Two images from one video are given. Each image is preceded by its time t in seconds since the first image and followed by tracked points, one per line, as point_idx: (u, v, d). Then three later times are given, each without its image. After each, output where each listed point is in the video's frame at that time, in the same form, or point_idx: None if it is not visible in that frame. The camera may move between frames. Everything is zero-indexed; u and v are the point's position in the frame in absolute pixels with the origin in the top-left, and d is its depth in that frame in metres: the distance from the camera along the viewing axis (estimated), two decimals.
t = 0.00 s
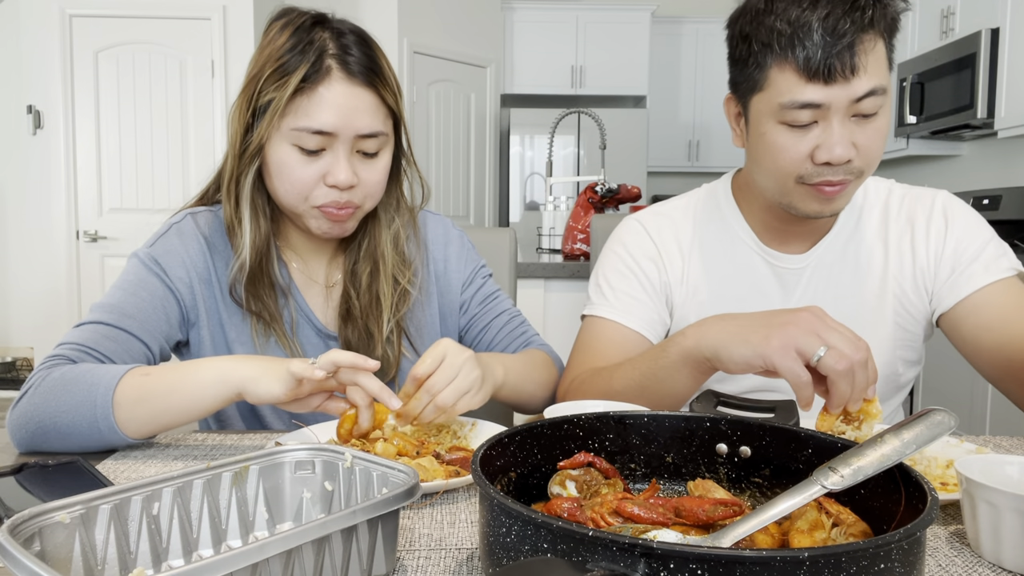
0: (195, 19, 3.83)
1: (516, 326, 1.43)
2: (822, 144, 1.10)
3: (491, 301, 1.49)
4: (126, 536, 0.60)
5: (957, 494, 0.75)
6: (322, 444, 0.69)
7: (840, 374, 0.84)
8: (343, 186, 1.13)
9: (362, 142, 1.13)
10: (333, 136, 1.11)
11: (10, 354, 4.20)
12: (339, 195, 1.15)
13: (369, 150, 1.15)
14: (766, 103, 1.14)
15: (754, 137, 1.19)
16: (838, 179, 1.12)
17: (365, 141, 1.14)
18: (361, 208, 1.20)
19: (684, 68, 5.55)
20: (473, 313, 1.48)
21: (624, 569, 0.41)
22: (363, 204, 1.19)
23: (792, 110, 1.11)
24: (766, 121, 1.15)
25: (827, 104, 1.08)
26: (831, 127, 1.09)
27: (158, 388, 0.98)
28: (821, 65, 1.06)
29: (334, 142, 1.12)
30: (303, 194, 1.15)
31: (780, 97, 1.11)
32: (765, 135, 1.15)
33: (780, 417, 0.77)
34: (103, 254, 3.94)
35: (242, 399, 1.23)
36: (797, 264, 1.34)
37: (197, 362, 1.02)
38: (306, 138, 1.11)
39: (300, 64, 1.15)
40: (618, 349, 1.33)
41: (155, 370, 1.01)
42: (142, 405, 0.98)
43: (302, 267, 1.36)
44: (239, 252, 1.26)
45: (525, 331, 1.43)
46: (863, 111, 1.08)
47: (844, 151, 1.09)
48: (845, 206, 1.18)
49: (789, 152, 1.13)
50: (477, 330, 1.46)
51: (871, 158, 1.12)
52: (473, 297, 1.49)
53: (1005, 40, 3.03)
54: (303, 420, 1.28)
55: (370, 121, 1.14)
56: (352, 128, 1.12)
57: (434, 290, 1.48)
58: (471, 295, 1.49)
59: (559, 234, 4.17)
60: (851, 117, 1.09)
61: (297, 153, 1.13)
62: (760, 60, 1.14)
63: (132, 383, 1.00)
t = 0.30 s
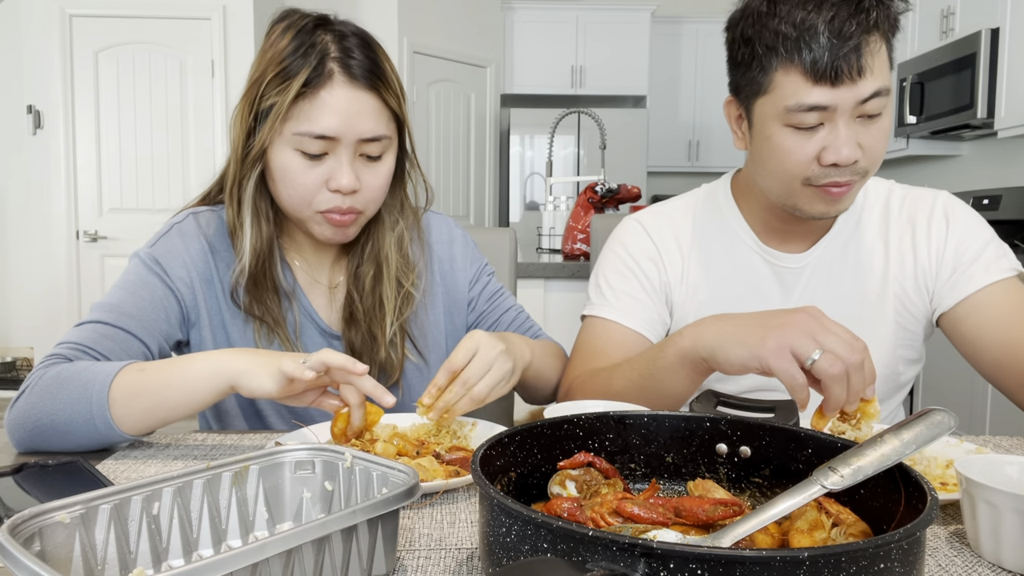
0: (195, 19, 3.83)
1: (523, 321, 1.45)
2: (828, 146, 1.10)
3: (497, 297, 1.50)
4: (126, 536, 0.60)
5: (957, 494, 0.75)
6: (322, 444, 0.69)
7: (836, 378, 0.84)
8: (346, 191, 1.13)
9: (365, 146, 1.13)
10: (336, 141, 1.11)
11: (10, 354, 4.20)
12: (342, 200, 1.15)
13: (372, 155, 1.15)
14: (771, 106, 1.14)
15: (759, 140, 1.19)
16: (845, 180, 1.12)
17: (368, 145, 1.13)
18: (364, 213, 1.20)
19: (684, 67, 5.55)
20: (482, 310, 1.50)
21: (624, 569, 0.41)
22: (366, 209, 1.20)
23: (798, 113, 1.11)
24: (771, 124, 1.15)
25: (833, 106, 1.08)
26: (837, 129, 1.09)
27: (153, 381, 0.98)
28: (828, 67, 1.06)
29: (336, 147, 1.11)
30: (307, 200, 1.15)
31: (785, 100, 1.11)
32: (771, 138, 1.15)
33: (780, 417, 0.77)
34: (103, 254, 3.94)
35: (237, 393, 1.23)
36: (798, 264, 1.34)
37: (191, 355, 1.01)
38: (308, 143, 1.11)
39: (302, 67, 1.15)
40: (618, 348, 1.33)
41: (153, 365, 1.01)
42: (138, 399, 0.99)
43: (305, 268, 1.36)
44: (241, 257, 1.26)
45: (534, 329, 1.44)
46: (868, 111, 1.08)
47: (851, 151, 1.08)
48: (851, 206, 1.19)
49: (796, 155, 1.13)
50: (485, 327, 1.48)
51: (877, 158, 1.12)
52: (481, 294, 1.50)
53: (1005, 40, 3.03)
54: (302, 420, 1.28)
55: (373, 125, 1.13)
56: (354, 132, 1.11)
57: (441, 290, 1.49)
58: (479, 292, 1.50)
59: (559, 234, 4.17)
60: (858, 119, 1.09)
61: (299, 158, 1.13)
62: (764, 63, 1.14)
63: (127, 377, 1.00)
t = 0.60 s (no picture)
0: (195, 19, 3.83)
1: (523, 333, 1.44)
2: (821, 144, 1.10)
3: (498, 305, 1.49)
4: (126, 536, 0.60)
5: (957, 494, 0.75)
6: (322, 444, 0.69)
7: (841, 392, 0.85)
8: (354, 190, 1.13)
9: (373, 144, 1.13)
10: (344, 138, 1.11)
11: (10, 354, 4.19)
12: (350, 199, 1.14)
13: (380, 153, 1.15)
14: (766, 103, 1.14)
15: (755, 138, 1.19)
16: (838, 179, 1.13)
17: (376, 143, 1.13)
18: (371, 213, 1.20)
19: (684, 67, 5.55)
20: (482, 316, 1.49)
21: (624, 569, 0.41)
22: (373, 208, 1.19)
23: (791, 111, 1.11)
24: (766, 121, 1.15)
25: (827, 105, 1.09)
26: (831, 127, 1.09)
27: (154, 385, 0.98)
28: (820, 66, 1.06)
29: (344, 145, 1.11)
30: (315, 200, 1.15)
31: (779, 98, 1.12)
32: (765, 136, 1.16)
33: (780, 417, 0.77)
34: (103, 254, 3.94)
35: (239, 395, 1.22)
36: (801, 261, 1.34)
37: (193, 357, 1.01)
38: (317, 141, 1.11)
39: (310, 65, 1.15)
40: (619, 344, 1.33)
41: (152, 367, 1.01)
42: (139, 402, 0.98)
43: (309, 270, 1.36)
44: (250, 257, 1.27)
45: (533, 340, 1.43)
46: (863, 112, 1.08)
47: (843, 150, 1.09)
48: (845, 207, 1.18)
49: (789, 153, 1.13)
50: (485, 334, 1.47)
51: (872, 158, 1.12)
52: (482, 300, 1.49)
53: (1005, 40, 3.03)
54: (302, 420, 1.28)
55: (382, 122, 1.13)
56: (363, 130, 1.11)
57: (443, 294, 1.48)
58: (480, 298, 1.49)
59: (559, 235, 4.17)
60: (852, 118, 1.09)
61: (308, 156, 1.13)
62: (761, 60, 1.14)
63: (126, 380, 1.00)
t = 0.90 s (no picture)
0: (195, 19, 3.83)
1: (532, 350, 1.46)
2: (803, 146, 1.10)
3: (508, 323, 1.49)
4: (126, 536, 0.60)
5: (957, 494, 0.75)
6: (322, 444, 0.69)
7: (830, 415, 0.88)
8: (380, 162, 1.14)
9: (396, 117, 1.15)
10: (371, 106, 1.13)
11: (10, 354, 4.19)
12: (374, 172, 1.15)
13: (400, 128, 1.17)
14: (751, 104, 1.15)
15: (745, 138, 1.19)
16: (822, 180, 1.13)
17: (398, 117, 1.16)
18: (391, 190, 1.21)
19: (684, 67, 5.55)
20: (489, 334, 1.49)
21: (623, 569, 0.41)
22: (393, 185, 1.20)
23: (772, 113, 1.11)
24: (752, 123, 1.15)
25: (806, 106, 1.08)
26: (812, 129, 1.09)
27: (156, 389, 0.98)
28: (795, 68, 1.06)
29: (369, 114, 1.13)
30: (335, 174, 1.15)
31: (761, 100, 1.12)
32: (752, 137, 1.16)
33: (780, 417, 0.76)
34: (103, 254, 3.94)
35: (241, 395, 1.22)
36: (802, 261, 1.34)
37: (195, 358, 1.01)
38: (343, 110, 1.13)
39: (333, 39, 1.17)
40: (620, 343, 1.33)
41: (152, 371, 1.01)
42: (141, 406, 0.98)
43: (311, 273, 1.35)
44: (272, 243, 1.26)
45: (540, 359, 1.46)
46: (845, 113, 1.07)
47: (825, 152, 1.08)
48: (835, 207, 1.18)
49: (773, 154, 1.13)
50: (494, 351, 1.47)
51: (858, 160, 1.11)
52: (490, 318, 1.49)
53: (1005, 40, 3.03)
54: (302, 421, 1.28)
55: (405, 95, 1.17)
56: (389, 100, 1.14)
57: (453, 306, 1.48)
58: (490, 315, 1.48)
59: (559, 235, 4.18)
60: (834, 120, 1.09)
61: (333, 127, 1.14)
62: (744, 62, 1.15)
63: (127, 384, 1.00)
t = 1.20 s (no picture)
0: (195, 19, 3.83)
1: (530, 348, 1.46)
2: (795, 147, 1.10)
3: (508, 322, 1.50)
4: (126, 536, 0.60)
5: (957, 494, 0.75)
6: (322, 444, 0.69)
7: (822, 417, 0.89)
8: (390, 163, 1.14)
9: (403, 118, 1.16)
10: (380, 106, 1.14)
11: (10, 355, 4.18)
12: (385, 173, 1.15)
13: (407, 130, 1.18)
14: (743, 106, 1.15)
15: (738, 138, 1.19)
16: (816, 180, 1.12)
17: (406, 118, 1.17)
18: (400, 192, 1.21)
19: (684, 67, 5.55)
20: (490, 332, 1.49)
21: (624, 569, 0.41)
22: (403, 186, 1.20)
23: (765, 114, 1.11)
24: (745, 124, 1.15)
25: (798, 107, 1.08)
26: (804, 130, 1.09)
27: (157, 396, 0.98)
28: (785, 70, 1.06)
29: (379, 114, 1.14)
30: (346, 175, 1.15)
31: (753, 101, 1.12)
32: (745, 138, 1.16)
33: (780, 416, 0.76)
34: (103, 254, 3.94)
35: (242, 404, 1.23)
36: (801, 262, 1.34)
37: (196, 367, 1.02)
38: (352, 111, 1.14)
39: (341, 41, 1.18)
40: (619, 343, 1.33)
41: (154, 376, 1.01)
42: (142, 411, 0.98)
43: (314, 274, 1.35)
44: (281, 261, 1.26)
45: (540, 357, 1.47)
46: (837, 113, 1.07)
47: (818, 152, 1.08)
48: (830, 208, 1.18)
49: (766, 155, 1.13)
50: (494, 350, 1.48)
51: (851, 160, 1.11)
52: (491, 316, 1.49)
53: (1005, 40, 3.03)
54: (302, 421, 1.28)
55: (411, 97, 1.18)
56: (398, 101, 1.15)
57: (452, 305, 1.48)
58: (489, 314, 1.49)
59: (559, 235, 4.18)
60: (825, 120, 1.09)
61: (343, 129, 1.15)
62: (735, 65, 1.15)
63: (128, 390, 1.00)
